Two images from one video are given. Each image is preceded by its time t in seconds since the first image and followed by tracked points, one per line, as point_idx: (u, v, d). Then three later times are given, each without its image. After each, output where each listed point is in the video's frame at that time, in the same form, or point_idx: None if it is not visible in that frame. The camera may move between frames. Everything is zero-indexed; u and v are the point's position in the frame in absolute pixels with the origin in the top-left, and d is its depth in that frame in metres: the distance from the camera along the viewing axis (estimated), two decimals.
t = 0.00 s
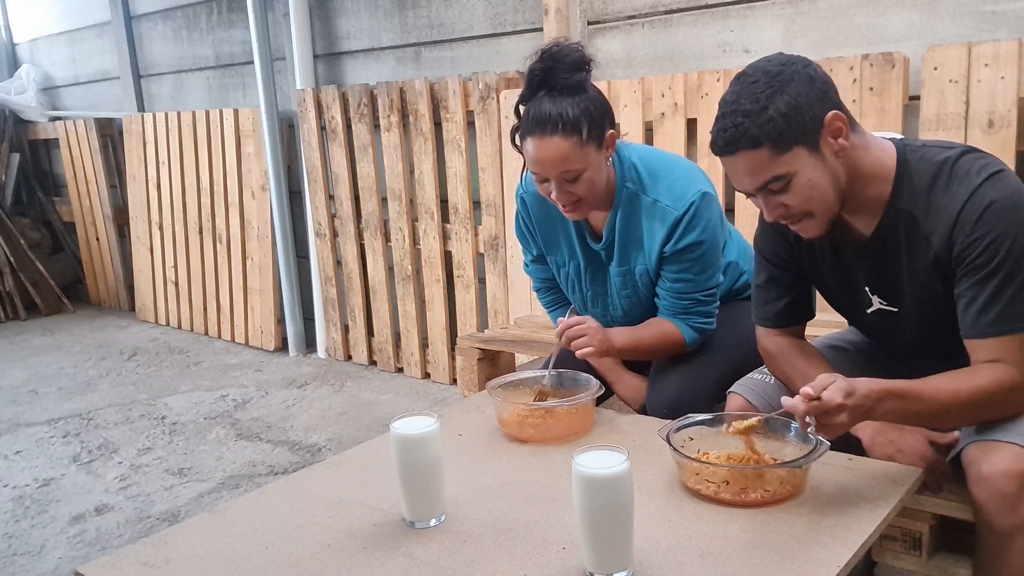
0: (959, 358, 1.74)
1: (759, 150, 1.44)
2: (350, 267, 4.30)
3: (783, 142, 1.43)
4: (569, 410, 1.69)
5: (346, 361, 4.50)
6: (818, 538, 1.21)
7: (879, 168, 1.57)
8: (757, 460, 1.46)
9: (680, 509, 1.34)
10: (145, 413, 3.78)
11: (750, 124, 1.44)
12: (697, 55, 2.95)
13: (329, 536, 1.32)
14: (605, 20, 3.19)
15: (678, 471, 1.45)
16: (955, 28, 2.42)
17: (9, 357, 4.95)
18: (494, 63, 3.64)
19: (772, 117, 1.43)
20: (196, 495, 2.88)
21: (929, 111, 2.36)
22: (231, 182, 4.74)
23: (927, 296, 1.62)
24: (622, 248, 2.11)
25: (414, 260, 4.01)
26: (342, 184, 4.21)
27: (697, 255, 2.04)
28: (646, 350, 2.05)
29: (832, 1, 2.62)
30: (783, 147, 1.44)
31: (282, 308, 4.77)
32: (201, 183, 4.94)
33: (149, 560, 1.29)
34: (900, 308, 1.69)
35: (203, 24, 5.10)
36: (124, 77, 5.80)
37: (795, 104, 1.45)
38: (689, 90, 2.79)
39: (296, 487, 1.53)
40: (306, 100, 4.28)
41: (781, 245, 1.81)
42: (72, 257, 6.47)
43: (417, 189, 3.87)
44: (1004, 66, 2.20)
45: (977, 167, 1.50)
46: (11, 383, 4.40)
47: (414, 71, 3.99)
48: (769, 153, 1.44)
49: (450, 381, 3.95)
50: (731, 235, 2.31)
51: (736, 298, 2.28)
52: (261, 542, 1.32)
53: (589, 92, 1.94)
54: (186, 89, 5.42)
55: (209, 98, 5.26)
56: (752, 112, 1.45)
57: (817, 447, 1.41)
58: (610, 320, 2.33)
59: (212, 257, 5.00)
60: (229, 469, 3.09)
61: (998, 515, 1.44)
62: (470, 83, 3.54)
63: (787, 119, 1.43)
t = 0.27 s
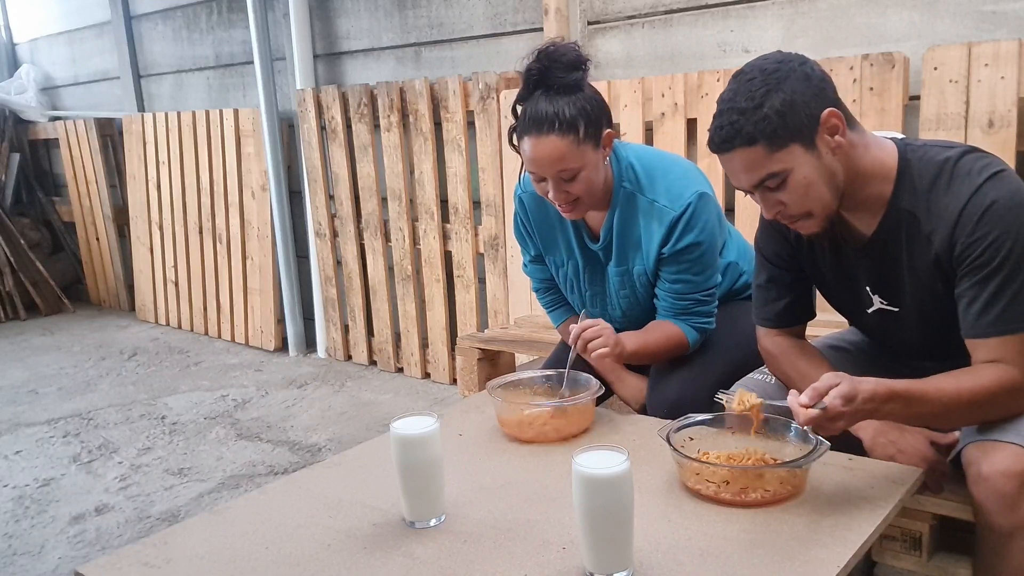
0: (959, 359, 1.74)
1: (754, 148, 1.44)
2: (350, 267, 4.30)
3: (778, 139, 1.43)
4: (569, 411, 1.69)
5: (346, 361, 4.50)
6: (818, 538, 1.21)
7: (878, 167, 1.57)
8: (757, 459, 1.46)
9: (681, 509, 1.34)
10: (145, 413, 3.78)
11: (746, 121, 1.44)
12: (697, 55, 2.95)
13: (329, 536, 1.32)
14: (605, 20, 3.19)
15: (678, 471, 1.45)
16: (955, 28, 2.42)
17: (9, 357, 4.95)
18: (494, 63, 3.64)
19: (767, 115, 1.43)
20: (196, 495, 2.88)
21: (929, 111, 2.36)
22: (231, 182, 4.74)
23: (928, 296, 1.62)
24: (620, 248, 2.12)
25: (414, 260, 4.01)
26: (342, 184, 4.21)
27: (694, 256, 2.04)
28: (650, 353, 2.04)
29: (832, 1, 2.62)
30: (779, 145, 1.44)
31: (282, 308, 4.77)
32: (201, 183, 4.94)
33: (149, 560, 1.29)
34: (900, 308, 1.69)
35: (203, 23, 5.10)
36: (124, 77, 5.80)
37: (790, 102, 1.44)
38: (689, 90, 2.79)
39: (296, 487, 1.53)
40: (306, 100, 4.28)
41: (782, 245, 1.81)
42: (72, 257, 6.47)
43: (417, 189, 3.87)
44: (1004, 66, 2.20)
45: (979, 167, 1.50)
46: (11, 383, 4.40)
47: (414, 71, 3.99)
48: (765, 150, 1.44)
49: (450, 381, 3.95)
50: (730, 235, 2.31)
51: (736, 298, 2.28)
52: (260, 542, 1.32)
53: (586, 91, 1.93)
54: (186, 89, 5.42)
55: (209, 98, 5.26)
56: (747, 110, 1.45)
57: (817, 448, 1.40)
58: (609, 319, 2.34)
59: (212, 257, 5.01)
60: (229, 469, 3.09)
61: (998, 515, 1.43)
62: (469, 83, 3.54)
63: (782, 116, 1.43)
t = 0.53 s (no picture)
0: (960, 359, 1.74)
1: (755, 147, 1.44)
2: (350, 267, 4.30)
3: (780, 139, 1.43)
4: (569, 411, 1.69)
5: (346, 361, 4.50)
6: (819, 538, 1.21)
7: (880, 167, 1.57)
8: (757, 459, 1.46)
9: (680, 509, 1.34)
10: (145, 413, 3.78)
11: (747, 121, 1.44)
12: (697, 55, 2.95)
13: (329, 536, 1.32)
14: (605, 20, 3.19)
15: (679, 471, 1.45)
16: (955, 28, 2.42)
17: (9, 357, 4.95)
18: (494, 63, 3.64)
19: (768, 114, 1.43)
20: (196, 495, 2.88)
21: (929, 111, 2.36)
22: (231, 182, 4.74)
23: (928, 297, 1.62)
24: (619, 248, 2.12)
25: (414, 260, 4.01)
26: (342, 184, 4.21)
27: (694, 256, 2.04)
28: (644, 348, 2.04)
29: (832, 1, 2.62)
30: (780, 144, 1.44)
31: (282, 309, 4.77)
32: (201, 184, 4.94)
33: (149, 560, 1.29)
34: (900, 308, 1.69)
35: (203, 23, 5.10)
36: (124, 77, 5.80)
37: (792, 102, 1.44)
38: (689, 90, 2.79)
39: (296, 487, 1.53)
40: (306, 100, 4.28)
41: (782, 245, 1.81)
42: (73, 257, 6.47)
43: (417, 189, 3.87)
44: (1004, 66, 2.20)
45: (979, 167, 1.50)
46: (11, 383, 4.40)
47: (414, 71, 3.99)
48: (766, 149, 1.44)
49: (450, 381, 3.95)
50: (729, 235, 2.31)
51: (736, 298, 2.28)
52: (261, 542, 1.32)
53: (585, 91, 1.93)
54: (186, 89, 5.42)
55: (209, 98, 5.26)
56: (749, 109, 1.45)
57: (817, 447, 1.40)
58: (609, 319, 2.34)
59: (212, 257, 5.00)
60: (229, 469, 3.09)
61: (995, 514, 1.44)
62: (469, 83, 3.54)
63: (784, 116, 1.43)
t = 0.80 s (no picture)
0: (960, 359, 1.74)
1: (756, 138, 1.44)
2: (350, 267, 4.30)
3: (781, 130, 1.44)
4: (569, 411, 1.69)
5: (346, 361, 4.50)
6: (818, 538, 1.21)
7: (880, 166, 1.57)
8: (757, 459, 1.46)
9: (680, 509, 1.34)
10: (145, 413, 3.78)
11: (749, 111, 1.44)
12: (697, 55, 2.95)
13: (329, 536, 1.32)
14: (605, 20, 3.19)
15: (678, 471, 1.45)
16: (955, 28, 2.42)
17: (9, 357, 4.95)
18: (494, 63, 3.64)
19: (771, 106, 1.43)
20: (196, 495, 2.88)
21: (929, 111, 2.36)
22: (231, 182, 4.74)
23: (926, 297, 1.62)
24: (619, 249, 2.12)
25: (414, 260, 4.01)
26: (342, 184, 4.21)
27: (694, 256, 2.05)
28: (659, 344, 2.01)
29: (832, 1, 2.62)
30: (782, 135, 1.44)
31: (282, 308, 4.77)
32: (201, 183, 4.94)
33: (149, 560, 1.29)
34: (899, 308, 1.69)
35: (203, 23, 5.10)
36: (124, 77, 5.80)
37: (794, 94, 1.45)
38: (689, 90, 2.79)
39: (296, 487, 1.53)
40: (306, 100, 4.28)
41: (781, 244, 1.82)
42: (73, 257, 6.47)
43: (417, 189, 3.87)
44: (1003, 66, 2.20)
45: (977, 167, 1.50)
46: (11, 383, 4.40)
47: (414, 71, 3.99)
48: (767, 139, 1.44)
49: (450, 381, 3.95)
50: (729, 235, 2.31)
51: (735, 298, 2.29)
52: (261, 542, 1.32)
53: (584, 92, 1.94)
54: (186, 89, 5.42)
55: (209, 98, 5.26)
56: (751, 100, 1.45)
57: (817, 447, 1.40)
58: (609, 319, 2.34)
59: (212, 257, 5.00)
60: (229, 469, 3.09)
61: (991, 513, 1.44)
62: (469, 83, 3.54)
63: (786, 108, 1.43)
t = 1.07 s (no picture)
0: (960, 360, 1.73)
1: (757, 132, 1.44)
2: (351, 267, 4.30)
3: (781, 124, 1.43)
4: (569, 411, 1.69)
5: (346, 361, 4.50)
6: (819, 538, 1.21)
7: (878, 165, 1.57)
8: (757, 459, 1.46)
9: (680, 509, 1.34)
10: (145, 413, 3.78)
11: (750, 106, 1.44)
12: (697, 55, 2.95)
13: (329, 536, 1.32)
14: (605, 20, 3.19)
15: (678, 470, 1.45)
16: (955, 28, 2.42)
17: (8, 357, 4.95)
18: (494, 63, 3.64)
19: (771, 100, 1.43)
20: (196, 495, 2.88)
21: (929, 112, 2.36)
22: (231, 182, 4.74)
23: (926, 297, 1.62)
24: (619, 248, 2.11)
25: (414, 260, 4.01)
26: (342, 184, 4.21)
27: (694, 256, 2.05)
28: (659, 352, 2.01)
29: (832, 1, 2.62)
30: (782, 129, 1.44)
31: (282, 308, 4.77)
32: (201, 183, 4.94)
33: (149, 560, 1.29)
34: (898, 307, 1.69)
35: (203, 23, 5.10)
36: (124, 77, 5.80)
37: (794, 88, 1.45)
38: (689, 90, 2.79)
39: (296, 487, 1.53)
40: (306, 100, 4.28)
41: (780, 244, 1.82)
42: (73, 257, 6.47)
43: (417, 189, 3.87)
44: (1004, 66, 2.20)
45: (976, 167, 1.50)
46: (11, 383, 4.39)
47: (414, 71, 3.99)
48: (767, 134, 1.44)
49: (450, 381, 3.95)
50: (729, 235, 2.31)
51: (736, 299, 2.29)
52: (261, 542, 1.32)
53: (585, 89, 1.94)
54: (186, 89, 5.42)
55: (209, 98, 5.26)
56: (751, 94, 1.45)
57: (817, 447, 1.40)
58: (608, 319, 2.34)
59: (212, 257, 5.00)
60: (229, 469, 3.09)
61: (989, 513, 1.44)
62: (470, 83, 3.54)
63: (786, 102, 1.43)
